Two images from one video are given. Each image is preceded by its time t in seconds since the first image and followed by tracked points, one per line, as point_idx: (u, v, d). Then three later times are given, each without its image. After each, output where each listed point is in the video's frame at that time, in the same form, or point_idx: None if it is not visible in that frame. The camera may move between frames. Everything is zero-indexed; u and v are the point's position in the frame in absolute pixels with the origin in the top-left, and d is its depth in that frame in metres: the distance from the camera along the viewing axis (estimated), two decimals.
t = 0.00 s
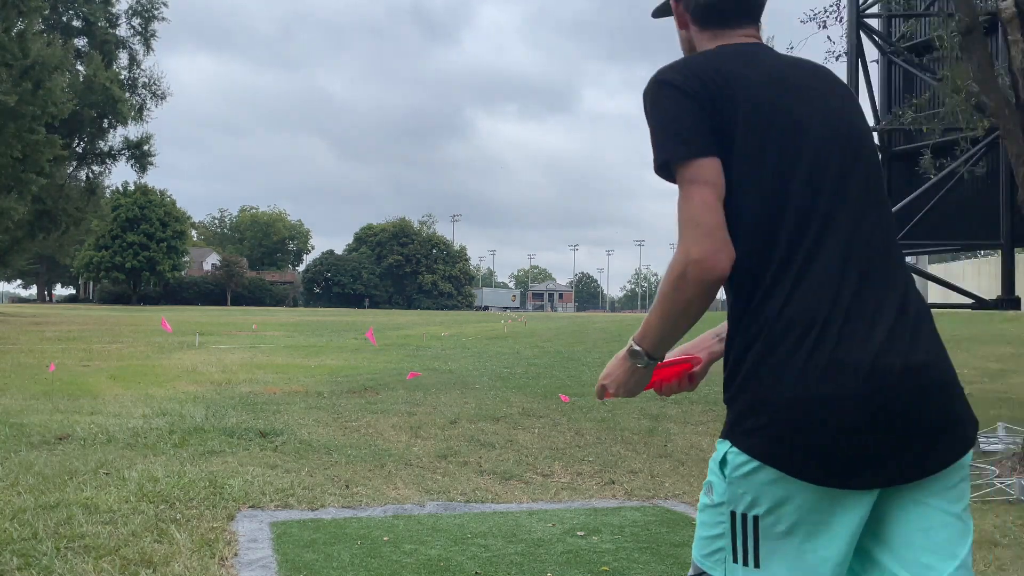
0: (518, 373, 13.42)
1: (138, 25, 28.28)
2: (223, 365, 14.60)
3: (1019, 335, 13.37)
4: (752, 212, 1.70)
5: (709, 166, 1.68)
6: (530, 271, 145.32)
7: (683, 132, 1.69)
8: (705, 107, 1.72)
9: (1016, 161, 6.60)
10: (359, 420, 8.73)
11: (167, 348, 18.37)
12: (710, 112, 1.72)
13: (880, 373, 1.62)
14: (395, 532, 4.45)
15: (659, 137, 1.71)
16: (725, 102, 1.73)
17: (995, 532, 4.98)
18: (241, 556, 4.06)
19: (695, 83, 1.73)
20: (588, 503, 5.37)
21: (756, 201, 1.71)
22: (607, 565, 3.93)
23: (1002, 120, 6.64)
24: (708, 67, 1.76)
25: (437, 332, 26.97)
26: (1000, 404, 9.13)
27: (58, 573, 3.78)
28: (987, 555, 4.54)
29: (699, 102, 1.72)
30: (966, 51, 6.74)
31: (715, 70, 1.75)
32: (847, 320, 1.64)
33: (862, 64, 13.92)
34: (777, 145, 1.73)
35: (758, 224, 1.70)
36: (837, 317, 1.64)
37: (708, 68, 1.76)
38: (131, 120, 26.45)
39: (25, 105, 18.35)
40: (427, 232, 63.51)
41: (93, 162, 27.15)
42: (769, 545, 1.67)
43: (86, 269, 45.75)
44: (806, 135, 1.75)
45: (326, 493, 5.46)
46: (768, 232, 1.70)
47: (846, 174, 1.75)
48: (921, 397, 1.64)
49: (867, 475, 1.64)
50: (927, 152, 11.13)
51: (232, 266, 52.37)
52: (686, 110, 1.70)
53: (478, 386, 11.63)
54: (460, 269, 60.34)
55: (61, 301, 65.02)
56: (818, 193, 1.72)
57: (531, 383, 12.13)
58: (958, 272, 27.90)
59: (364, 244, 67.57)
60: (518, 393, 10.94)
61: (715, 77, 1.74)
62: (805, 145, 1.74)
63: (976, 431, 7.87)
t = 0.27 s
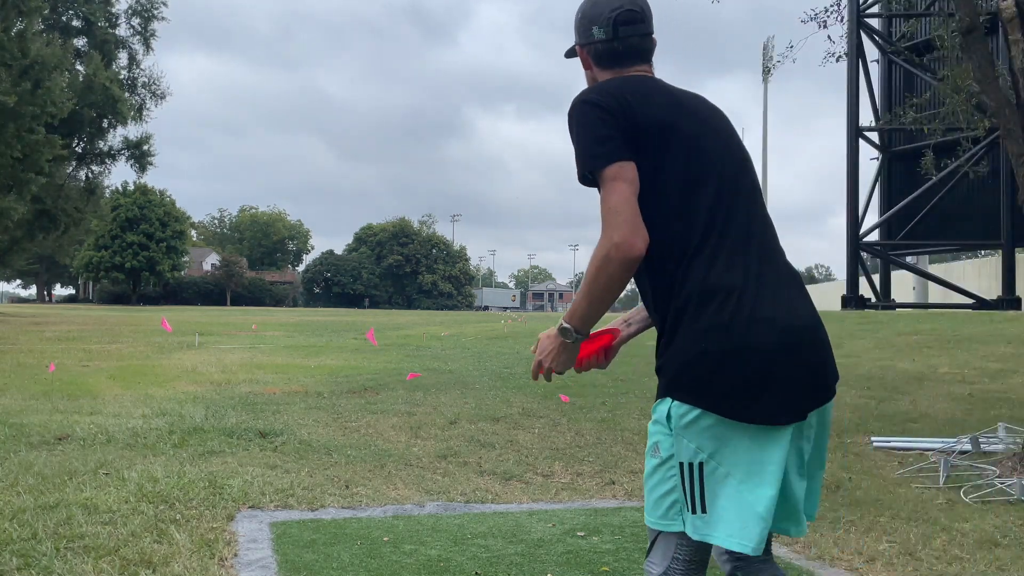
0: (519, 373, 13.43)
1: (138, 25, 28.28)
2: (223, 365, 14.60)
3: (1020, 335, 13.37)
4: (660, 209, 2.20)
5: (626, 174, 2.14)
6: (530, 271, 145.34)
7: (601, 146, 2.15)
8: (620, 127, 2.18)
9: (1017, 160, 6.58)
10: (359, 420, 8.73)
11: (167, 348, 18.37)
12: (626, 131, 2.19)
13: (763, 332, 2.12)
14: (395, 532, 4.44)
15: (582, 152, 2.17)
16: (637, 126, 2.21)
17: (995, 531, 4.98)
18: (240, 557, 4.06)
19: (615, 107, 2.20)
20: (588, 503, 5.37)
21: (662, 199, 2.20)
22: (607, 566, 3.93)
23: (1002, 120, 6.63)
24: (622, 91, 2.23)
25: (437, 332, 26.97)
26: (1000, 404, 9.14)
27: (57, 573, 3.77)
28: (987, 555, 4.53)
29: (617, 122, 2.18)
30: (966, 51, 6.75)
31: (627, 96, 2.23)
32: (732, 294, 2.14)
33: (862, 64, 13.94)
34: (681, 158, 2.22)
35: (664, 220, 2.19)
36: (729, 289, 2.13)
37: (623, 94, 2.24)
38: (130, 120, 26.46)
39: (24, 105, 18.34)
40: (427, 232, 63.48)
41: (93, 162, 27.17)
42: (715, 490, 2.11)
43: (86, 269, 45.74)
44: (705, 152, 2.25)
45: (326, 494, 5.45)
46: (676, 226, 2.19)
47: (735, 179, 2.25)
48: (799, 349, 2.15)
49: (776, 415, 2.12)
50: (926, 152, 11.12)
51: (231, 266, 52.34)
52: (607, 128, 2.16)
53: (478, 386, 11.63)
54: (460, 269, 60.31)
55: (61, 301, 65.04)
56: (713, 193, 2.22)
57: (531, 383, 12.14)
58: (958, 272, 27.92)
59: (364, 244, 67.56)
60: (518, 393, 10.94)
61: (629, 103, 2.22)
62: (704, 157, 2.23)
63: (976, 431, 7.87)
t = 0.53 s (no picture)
0: (518, 373, 13.43)
1: (138, 25, 28.31)
2: (223, 365, 14.60)
3: (1019, 334, 13.38)
4: (612, 236, 2.32)
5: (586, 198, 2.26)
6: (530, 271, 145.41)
7: (565, 172, 2.25)
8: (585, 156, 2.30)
9: (1017, 160, 6.57)
10: (359, 420, 8.74)
11: (167, 348, 18.38)
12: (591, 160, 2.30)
13: (704, 358, 2.28)
14: (396, 532, 4.44)
15: (547, 175, 2.28)
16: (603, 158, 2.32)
17: (995, 531, 4.98)
18: (241, 556, 4.06)
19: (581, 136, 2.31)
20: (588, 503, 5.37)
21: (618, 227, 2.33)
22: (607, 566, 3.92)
23: (1001, 119, 6.63)
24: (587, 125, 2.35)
25: (437, 332, 26.98)
26: (1000, 404, 9.14)
27: (57, 573, 3.77)
28: (986, 554, 4.53)
29: (583, 152, 2.30)
30: (966, 51, 6.75)
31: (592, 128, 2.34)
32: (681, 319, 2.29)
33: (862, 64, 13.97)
34: (638, 192, 2.34)
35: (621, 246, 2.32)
36: (674, 314, 2.27)
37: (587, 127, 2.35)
38: (130, 120, 26.48)
39: (25, 105, 18.34)
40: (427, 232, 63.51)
41: (93, 162, 27.23)
42: (651, 480, 2.29)
43: (86, 269, 45.76)
44: (658, 189, 2.39)
45: (326, 494, 5.45)
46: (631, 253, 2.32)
47: (680, 216, 2.40)
48: (729, 376, 2.32)
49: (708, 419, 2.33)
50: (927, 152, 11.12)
51: (231, 266, 52.36)
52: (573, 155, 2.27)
53: (478, 386, 11.63)
54: (460, 269, 60.36)
55: (61, 301, 65.07)
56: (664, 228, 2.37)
57: (531, 382, 12.14)
58: (957, 272, 27.94)
59: (364, 244, 67.61)
60: (517, 393, 10.95)
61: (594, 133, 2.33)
62: (657, 194, 2.39)
63: (976, 431, 7.88)
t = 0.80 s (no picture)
0: (518, 373, 13.43)
1: (138, 25, 28.32)
2: (223, 365, 14.60)
3: (1019, 334, 13.38)
4: (590, 272, 2.79)
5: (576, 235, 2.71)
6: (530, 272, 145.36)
7: (559, 219, 2.70)
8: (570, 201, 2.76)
9: (1017, 160, 6.57)
10: (359, 420, 8.74)
11: (167, 348, 18.37)
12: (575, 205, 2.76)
13: (659, 375, 2.82)
14: (395, 532, 4.44)
15: (542, 219, 2.71)
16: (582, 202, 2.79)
17: (994, 531, 4.98)
18: (241, 556, 4.06)
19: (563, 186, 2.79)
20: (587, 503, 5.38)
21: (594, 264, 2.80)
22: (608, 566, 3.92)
23: (1001, 118, 6.63)
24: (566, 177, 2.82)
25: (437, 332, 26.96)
26: (1000, 404, 9.14)
27: (57, 573, 3.77)
28: (986, 554, 4.53)
29: (566, 198, 2.75)
30: (966, 51, 6.75)
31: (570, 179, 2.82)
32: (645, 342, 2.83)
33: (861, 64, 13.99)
34: (610, 243, 2.82)
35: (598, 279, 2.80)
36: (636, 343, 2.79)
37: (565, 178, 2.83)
38: (130, 120, 26.48)
39: (25, 105, 18.34)
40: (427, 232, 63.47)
41: (93, 162, 27.26)
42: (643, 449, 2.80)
43: (86, 269, 45.76)
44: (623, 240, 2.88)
45: (326, 493, 5.46)
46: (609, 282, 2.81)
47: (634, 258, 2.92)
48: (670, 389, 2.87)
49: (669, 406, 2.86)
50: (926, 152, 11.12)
51: (232, 266, 52.33)
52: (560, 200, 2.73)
53: (478, 386, 11.64)
54: (460, 269, 60.35)
55: (61, 301, 65.07)
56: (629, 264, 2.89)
57: (530, 382, 12.14)
58: (957, 272, 27.93)
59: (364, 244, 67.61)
60: (517, 393, 10.95)
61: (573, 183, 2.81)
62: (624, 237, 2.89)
63: (976, 431, 7.88)
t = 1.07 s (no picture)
0: (518, 373, 13.44)
1: (138, 25, 28.32)
2: (223, 365, 14.59)
3: (1019, 334, 13.37)
4: (589, 250, 3.41)
5: (576, 219, 3.34)
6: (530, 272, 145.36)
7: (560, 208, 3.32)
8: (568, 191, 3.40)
9: (1017, 160, 6.56)
10: (359, 420, 8.74)
11: (167, 348, 18.37)
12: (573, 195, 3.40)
13: (651, 332, 3.42)
14: (395, 532, 4.44)
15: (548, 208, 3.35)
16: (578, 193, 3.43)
17: (994, 531, 4.98)
18: (241, 556, 4.05)
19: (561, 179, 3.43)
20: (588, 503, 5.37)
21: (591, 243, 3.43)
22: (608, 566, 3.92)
23: (1001, 119, 6.63)
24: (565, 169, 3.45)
25: (437, 332, 26.97)
26: (1000, 404, 9.14)
27: (57, 573, 3.77)
28: (986, 555, 4.53)
29: (568, 189, 3.37)
30: (966, 51, 6.76)
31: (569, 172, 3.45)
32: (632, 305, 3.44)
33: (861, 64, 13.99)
34: (604, 224, 3.42)
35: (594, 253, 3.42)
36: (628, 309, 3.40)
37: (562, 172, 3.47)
38: (130, 120, 26.47)
39: (25, 105, 18.33)
40: (427, 232, 63.41)
41: (93, 162, 27.25)
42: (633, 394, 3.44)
43: (86, 269, 45.78)
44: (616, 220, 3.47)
45: (326, 494, 5.45)
46: (602, 256, 3.41)
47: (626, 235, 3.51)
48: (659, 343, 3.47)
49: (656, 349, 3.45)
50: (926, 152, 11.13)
51: (232, 266, 52.31)
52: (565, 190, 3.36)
53: (478, 386, 11.64)
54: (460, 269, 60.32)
55: (60, 301, 65.12)
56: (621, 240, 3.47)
57: (530, 382, 12.14)
58: (958, 271, 27.92)
59: (364, 245, 67.58)
60: (517, 393, 10.95)
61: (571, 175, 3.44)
62: (617, 216, 3.48)
63: (976, 431, 7.88)
